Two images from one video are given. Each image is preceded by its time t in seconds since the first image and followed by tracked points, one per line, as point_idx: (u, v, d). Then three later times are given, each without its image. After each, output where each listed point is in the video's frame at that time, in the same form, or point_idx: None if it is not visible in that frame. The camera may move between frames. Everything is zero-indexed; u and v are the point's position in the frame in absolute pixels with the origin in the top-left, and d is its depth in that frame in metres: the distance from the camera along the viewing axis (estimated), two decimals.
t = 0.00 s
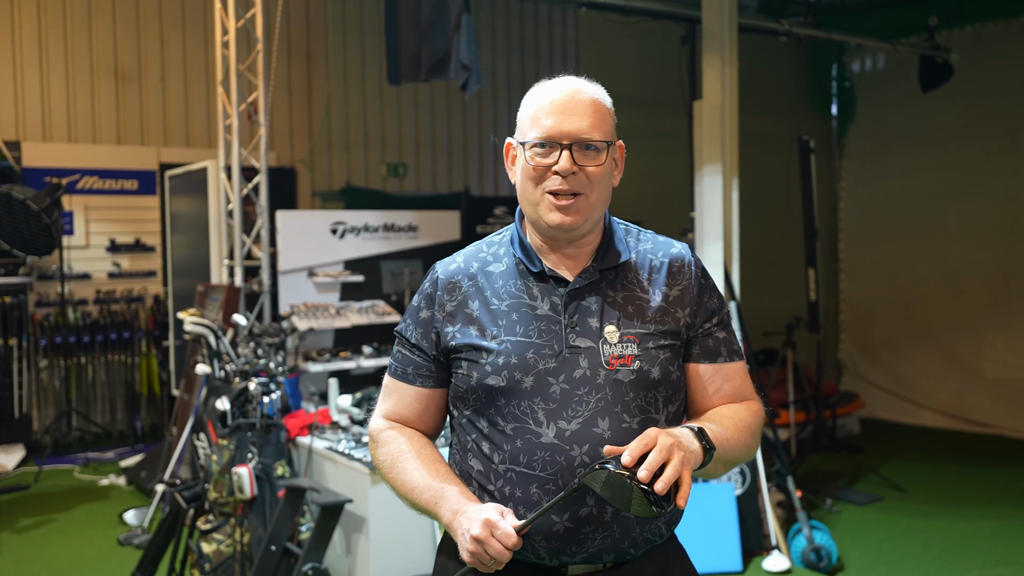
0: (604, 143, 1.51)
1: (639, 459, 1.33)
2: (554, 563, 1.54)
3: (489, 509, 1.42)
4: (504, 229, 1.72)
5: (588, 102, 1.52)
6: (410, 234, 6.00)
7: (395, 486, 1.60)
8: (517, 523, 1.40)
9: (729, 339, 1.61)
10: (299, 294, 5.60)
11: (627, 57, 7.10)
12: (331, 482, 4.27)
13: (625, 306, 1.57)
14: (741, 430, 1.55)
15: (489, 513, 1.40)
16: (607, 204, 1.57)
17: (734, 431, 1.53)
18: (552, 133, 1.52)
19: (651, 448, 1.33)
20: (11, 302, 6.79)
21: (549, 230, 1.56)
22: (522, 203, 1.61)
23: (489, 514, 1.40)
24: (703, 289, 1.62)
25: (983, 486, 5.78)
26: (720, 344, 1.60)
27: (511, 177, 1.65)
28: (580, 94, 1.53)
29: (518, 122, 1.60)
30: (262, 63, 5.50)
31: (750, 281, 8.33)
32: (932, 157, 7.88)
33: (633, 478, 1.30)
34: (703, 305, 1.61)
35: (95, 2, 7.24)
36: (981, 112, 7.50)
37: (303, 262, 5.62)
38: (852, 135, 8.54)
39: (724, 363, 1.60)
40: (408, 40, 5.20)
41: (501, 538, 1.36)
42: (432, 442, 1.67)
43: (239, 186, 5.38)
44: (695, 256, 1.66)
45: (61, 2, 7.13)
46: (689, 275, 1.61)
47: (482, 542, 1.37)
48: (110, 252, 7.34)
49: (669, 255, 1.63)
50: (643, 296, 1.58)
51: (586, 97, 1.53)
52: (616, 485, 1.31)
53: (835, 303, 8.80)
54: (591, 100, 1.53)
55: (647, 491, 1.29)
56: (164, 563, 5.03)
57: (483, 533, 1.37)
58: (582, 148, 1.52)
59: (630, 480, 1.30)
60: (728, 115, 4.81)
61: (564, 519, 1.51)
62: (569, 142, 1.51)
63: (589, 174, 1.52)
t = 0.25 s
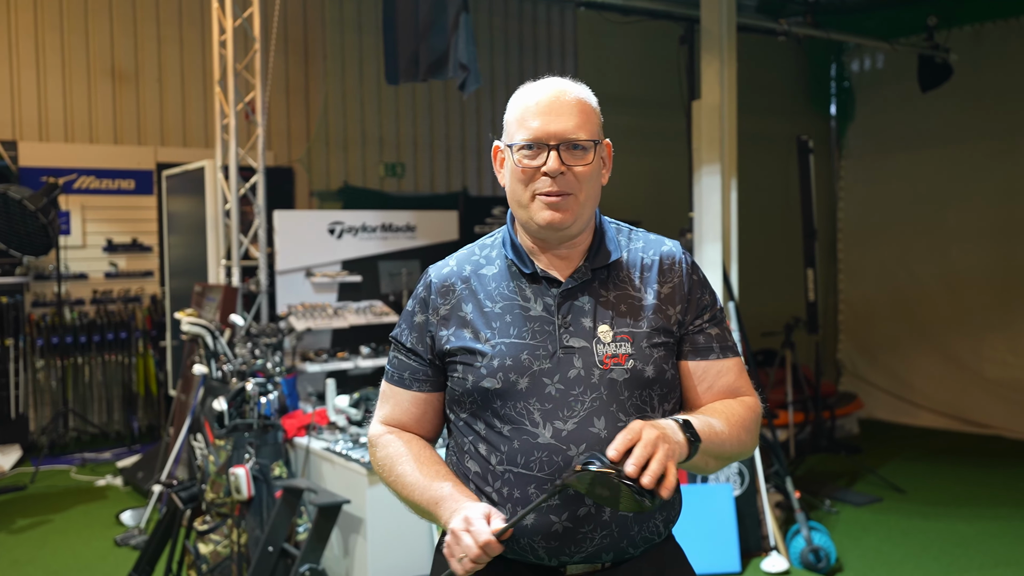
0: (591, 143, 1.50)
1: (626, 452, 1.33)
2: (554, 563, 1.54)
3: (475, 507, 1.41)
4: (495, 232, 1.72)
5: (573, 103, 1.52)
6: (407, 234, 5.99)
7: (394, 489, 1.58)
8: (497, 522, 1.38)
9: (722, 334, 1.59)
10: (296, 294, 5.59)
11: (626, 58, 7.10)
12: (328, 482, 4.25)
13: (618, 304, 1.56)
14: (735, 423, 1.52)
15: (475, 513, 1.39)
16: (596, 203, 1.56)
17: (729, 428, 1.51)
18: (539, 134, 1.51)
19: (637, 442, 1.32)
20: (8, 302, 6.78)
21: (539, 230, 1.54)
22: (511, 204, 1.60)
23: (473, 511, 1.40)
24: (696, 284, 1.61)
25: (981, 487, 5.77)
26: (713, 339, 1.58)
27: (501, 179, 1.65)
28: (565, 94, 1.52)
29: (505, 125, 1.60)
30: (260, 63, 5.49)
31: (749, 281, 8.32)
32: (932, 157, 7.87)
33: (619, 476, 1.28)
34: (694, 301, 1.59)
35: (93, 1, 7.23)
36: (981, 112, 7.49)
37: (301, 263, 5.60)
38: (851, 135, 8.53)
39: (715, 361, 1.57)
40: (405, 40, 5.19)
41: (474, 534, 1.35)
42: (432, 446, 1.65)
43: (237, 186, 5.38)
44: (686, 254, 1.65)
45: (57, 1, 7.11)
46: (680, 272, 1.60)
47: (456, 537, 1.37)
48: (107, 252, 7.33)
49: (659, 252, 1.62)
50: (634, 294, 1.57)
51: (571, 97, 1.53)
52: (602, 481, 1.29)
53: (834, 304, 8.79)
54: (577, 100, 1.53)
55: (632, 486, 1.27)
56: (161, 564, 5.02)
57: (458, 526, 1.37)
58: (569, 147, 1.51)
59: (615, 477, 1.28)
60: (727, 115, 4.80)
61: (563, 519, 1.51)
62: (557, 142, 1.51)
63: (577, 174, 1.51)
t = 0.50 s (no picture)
0: (581, 150, 1.50)
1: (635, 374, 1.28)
2: (549, 563, 1.55)
3: (455, 504, 1.45)
4: (485, 236, 1.74)
5: (562, 110, 1.51)
6: (405, 235, 5.98)
7: (381, 494, 1.63)
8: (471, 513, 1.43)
9: (713, 329, 1.58)
10: (293, 295, 5.57)
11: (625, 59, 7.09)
12: (326, 484, 4.23)
13: (606, 305, 1.57)
14: (731, 411, 1.50)
15: (453, 506, 1.44)
16: (586, 206, 1.57)
17: (725, 411, 1.49)
18: (529, 143, 1.51)
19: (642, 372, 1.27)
20: (4, 303, 6.76)
21: (531, 237, 1.55)
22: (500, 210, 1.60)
23: (451, 507, 1.44)
24: (684, 282, 1.61)
25: (981, 488, 5.76)
26: (704, 334, 1.56)
27: (488, 184, 1.66)
28: (553, 101, 1.51)
29: (491, 132, 1.59)
30: (257, 63, 5.46)
31: (747, 282, 8.30)
32: (930, 157, 7.87)
33: (581, 438, 1.31)
34: (683, 299, 1.59)
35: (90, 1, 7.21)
36: (979, 113, 7.49)
37: (299, 264, 5.58)
38: (850, 136, 8.52)
39: (705, 356, 1.56)
40: (404, 40, 5.18)
41: (448, 527, 1.39)
42: (424, 453, 1.69)
43: (234, 187, 5.36)
44: (675, 253, 1.64)
45: (55, 2, 7.10)
46: (668, 271, 1.61)
47: (433, 529, 1.41)
48: (104, 253, 7.31)
49: (647, 251, 1.63)
50: (624, 293, 1.58)
51: (560, 103, 1.52)
52: (566, 447, 1.32)
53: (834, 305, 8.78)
54: (565, 106, 1.52)
55: (597, 445, 1.31)
56: (158, 566, 5.00)
57: (434, 520, 1.41)
58: (560, 155, 1.51)
59: (580, 440, 1.31)
60: (726, 115, 4.78)
61: (556, 520, 1.53)
62: (547, 151, 1.51)
63: (569, 181, 1.51)
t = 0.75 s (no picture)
0: (574, 153, 1.51)
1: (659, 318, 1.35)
2: (545, 562, 1.56)
3: (454, 507, 1.46)
4: (474, 239, 1.76)
5: (552, 115, 1.52)
6: (403, 235, 5.95)
7: (378, 499, 1.66)
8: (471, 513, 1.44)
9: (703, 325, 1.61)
10: (291, 296, 5.58)
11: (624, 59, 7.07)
12: (323, 485, 4.22)
13: (596, 305, 1.60)
14: (733, 394, 1.57)
15: (451, 510, 1.43)
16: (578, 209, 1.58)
17: (731, 393, 1.56)
18: (524, 151, 1.51)
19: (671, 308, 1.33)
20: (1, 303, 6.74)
21: (529, 243, 1.56)
22: (493, 217, 1.60)
23: (450, 509, 1.44)
24: (671, 279, 1.64)
25: (980, 489, 5.75)
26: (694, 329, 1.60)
27: (477, 192, 1.68)
28: (543, 107, 1.52)
29: (479, 141, 1.57)
30: (255, 62, 5.44)
31: (746, 282, 8.30)
32: (929, 157, 7.86)
33: (564, 425, 1.32)
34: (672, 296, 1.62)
35: None
36: (978, 113, 7.48)
37: (297, 264, 5.59)
38: (849, 136, 8.51)
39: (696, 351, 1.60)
40: (402, 40, 5.16)
41: (451, 530, 1.39)
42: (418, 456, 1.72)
43: (232, 187, 5.34)
44: (662, 250, 1.68)
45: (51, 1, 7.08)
46: (656, 269, 1.64)
47: (435, 535, 1.41)
48: (101, 253, 7.30)
49: (635, 249, 1.66)
50: (612, 292, 1.61)
51: (548, 108, 1.53)
52: (549, 435, 1.33)
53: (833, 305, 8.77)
54: (554, 111, 1.53)
55: (584, 430, 1.32)
56: (155, 567, 4.98)
57: (436, 525, 1.41)
58: (554, 160, 1.51)
59: (565, 425, 1.32)
60: (724, 115, 4.77)
61: (551, 519, 1.53)
62: (542, 158, 1.51)
63: (565, 186, 1.52)
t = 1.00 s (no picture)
0: (562, 149, 1.53)
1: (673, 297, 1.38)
2: (542, 562, 1.56)
3: (451, 508, 1.45)
4: (469, 240, 1.77)
5: (539, 113, 1.55)
6: (402, 235, 5.93)
7: (375, 501, 1.66)
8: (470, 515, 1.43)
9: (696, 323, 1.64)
10: (289, 296, 5.56)
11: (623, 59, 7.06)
12: (321, 485, 4.20)
13: (591, 304, 1.61)
14: (733, 385, 1.60)
15: (448, 512, 1.43)
16: (570, 208, 1.60)
17: (731, 385, 1.59)
18: (512, 149, 1.53)
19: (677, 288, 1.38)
20: None
21: (521, 242, 1.57)
22: (485, 219, 1.62)
23: (446, 512, 1.43)
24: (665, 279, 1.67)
25: (978, 490, 5.76)
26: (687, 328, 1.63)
27: (470, 195, 1.69)
28: (529, 106, 1.55)
29: (468, 143, 1.60)
30: (254, 62, 5.42)
31: (745, 282, 8.29)
32: (928, 159, 7.86)
33: (550, 423, 1.33)
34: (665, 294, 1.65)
35: None
36: (978, 114, 7.48)
37: (294, 264, 5.57)
38: (848, 136, 8.50)
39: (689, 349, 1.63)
40: (401, 39, 5.15)
41: (450, 533, 1.39)
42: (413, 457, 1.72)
43: (230, 187, 5.32)
44: (655, 250, 1.72)
45: None
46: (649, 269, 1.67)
47: (435, 540, 1.40)
48: (98, 252, 7.27)
49: (629, 249, 1.69)
50: (607, 292, 1.62)
51: (534, 108, 1.55)
52: (535, 434, 1.34)
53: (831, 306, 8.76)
54: (540, 110, 1.56)
55: (568, 428, 1.33)
56: (152, 568, 4.96)
57: (434, 530, 1.40)
58: (543, 158, 1.53)
59: (549, 425, 1.33)
60: (724, 116, 4.76)
61: (549, 518, 1.53)
62: (530, 156, 1.53)
63: (554, 183, 1.54)
